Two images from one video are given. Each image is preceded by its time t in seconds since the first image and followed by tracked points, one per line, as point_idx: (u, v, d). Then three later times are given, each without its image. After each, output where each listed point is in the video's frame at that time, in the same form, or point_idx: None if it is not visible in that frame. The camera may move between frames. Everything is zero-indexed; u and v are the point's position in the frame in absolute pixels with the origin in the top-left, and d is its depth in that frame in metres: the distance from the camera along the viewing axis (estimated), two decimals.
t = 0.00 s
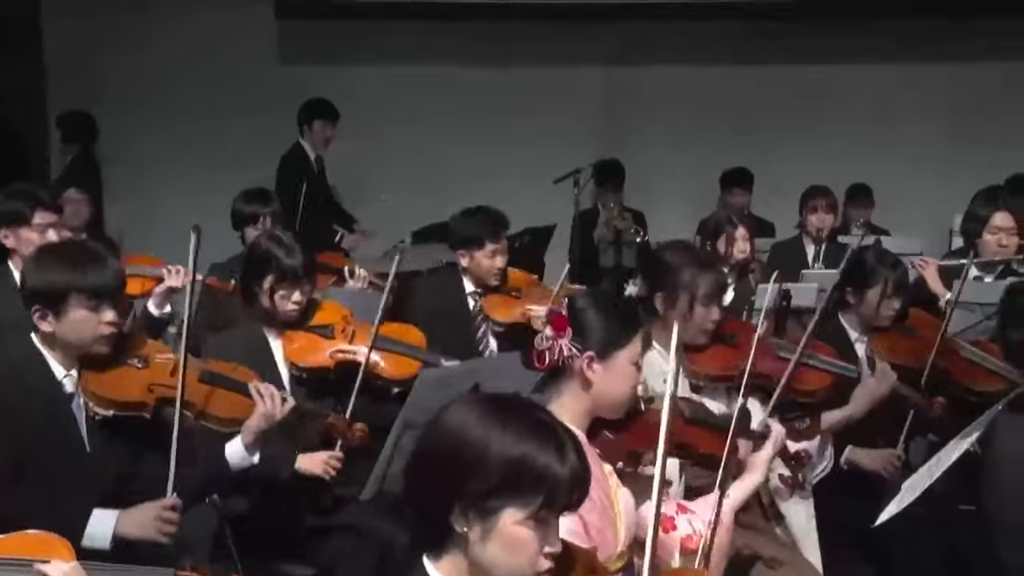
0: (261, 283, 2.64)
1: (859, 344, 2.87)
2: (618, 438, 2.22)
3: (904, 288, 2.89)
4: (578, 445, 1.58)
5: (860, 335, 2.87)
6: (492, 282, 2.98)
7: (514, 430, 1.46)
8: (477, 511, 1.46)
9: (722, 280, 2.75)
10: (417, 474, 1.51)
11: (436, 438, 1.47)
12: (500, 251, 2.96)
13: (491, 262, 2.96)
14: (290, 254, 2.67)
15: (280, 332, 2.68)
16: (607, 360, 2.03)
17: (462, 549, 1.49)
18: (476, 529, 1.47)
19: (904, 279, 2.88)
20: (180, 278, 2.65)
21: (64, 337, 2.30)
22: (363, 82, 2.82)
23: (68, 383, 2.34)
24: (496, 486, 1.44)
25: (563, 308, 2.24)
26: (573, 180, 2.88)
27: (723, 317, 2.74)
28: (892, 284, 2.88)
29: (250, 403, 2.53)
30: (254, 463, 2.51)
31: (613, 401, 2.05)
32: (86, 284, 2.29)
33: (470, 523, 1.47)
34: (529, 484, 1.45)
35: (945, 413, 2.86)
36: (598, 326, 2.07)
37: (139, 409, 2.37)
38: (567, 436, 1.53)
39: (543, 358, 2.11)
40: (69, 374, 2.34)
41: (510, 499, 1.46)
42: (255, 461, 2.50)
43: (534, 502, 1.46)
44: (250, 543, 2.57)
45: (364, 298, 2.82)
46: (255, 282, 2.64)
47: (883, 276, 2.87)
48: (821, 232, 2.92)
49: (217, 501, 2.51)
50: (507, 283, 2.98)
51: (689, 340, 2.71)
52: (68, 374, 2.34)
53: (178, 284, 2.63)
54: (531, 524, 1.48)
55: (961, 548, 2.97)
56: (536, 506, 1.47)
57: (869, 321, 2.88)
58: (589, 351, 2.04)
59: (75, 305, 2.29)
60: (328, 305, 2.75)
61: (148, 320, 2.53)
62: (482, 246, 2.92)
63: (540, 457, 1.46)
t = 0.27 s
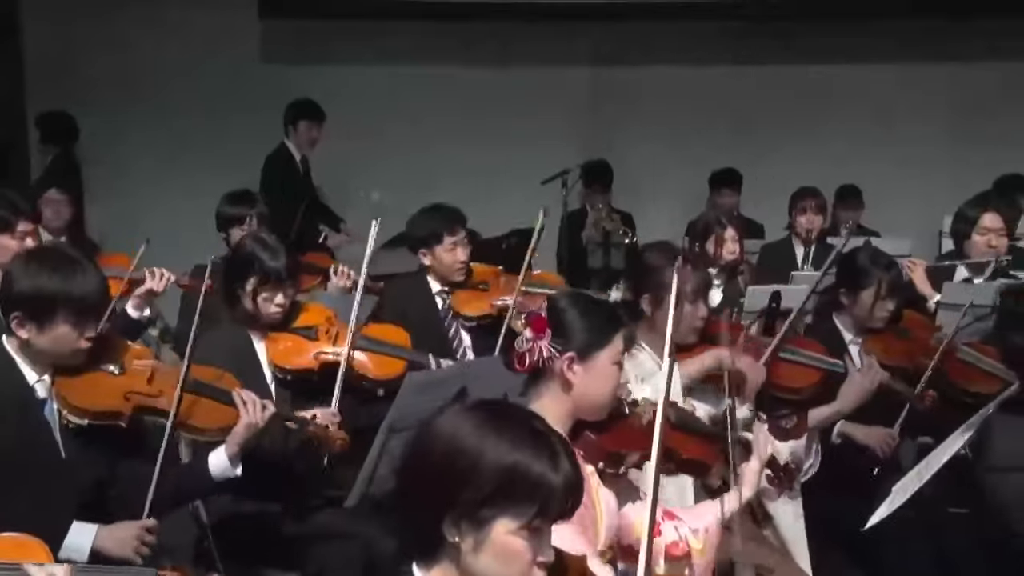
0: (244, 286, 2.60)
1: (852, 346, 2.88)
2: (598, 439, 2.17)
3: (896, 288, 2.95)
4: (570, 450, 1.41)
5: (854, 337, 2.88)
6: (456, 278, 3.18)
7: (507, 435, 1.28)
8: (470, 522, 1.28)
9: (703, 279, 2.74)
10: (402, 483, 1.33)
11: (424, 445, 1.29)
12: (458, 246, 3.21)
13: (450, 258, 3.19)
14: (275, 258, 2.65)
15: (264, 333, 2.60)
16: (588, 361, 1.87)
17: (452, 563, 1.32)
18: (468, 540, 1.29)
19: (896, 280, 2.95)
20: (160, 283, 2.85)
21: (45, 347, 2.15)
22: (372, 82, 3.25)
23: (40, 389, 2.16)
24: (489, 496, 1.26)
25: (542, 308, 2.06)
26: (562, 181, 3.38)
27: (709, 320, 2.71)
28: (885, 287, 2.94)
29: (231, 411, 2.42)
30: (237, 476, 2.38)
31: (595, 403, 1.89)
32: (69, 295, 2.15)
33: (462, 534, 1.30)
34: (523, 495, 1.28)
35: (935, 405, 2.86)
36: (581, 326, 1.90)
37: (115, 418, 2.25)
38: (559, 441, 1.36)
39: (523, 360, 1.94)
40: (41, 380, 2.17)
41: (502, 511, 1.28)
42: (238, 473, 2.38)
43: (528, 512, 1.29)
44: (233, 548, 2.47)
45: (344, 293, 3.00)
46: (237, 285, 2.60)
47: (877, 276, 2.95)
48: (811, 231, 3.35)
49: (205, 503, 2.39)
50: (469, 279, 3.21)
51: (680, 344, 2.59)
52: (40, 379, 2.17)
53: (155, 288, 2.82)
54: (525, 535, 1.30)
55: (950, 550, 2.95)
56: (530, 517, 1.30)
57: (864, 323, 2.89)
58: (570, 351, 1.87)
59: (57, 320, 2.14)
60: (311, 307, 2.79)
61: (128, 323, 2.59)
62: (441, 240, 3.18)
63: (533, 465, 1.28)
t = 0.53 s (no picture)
0: (226, 288, 2.57)
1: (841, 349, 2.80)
2: (594, 441, 1.94)
3: (883, 297, 2.87)
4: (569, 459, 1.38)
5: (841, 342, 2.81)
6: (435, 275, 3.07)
7: (503, 439, 1.26)
8: (466, 526, 1.26)
9: (694, 275, 2.60)
10: (400, 491, 1.32)
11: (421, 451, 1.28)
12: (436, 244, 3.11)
13: (429, 256, 3.08)
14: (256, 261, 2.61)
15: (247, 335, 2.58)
16: (578, 363, 1.75)
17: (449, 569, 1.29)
18: (464, 546, 1.26)
19: (885, 290, 2.84)
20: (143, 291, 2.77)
21: (11, 361, 1.86)
22: (367, 81, 3.73)
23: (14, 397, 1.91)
24: (486, 501, 1.24)
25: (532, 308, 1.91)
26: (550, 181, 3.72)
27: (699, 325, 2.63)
28: (874, 297, 2.83)
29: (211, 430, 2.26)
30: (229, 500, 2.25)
31: (588, 407, 1.78)
32: (37, 311, 1.84)
33: (458, 538, 1.26)
34: (520, 499, 1.25)
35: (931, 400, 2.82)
36: (574, 327, 1.77)
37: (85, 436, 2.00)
38: (558, 449, 1.33)
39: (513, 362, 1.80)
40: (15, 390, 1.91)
41: (498, 516, 1.25)
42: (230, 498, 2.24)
43: (526, 518, 1.25)
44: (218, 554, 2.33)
45: (320, 286, 3.07)
46: (219, 287, 2.56)
47: (867, 288, 2.81)
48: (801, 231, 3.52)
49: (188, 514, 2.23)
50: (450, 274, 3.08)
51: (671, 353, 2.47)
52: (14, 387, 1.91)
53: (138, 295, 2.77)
54: (521, 542, 1.26)
55: (937, 556, 2.87)
56: (526, 522, 1.26)
57: (851, 330, 2.83)
58: (558, 353, 1.76)
59: (25, 336, 1.84)
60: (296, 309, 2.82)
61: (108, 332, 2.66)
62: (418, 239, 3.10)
63: (530, 470, 1.25)
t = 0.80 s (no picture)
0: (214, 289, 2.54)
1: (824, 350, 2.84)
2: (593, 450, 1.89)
3: (870, 299, 2.86)
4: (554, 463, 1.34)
5: (825, 343, 2.84)
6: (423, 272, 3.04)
7: (489, 444, 1.23)
8: (451, 532, 1.22)
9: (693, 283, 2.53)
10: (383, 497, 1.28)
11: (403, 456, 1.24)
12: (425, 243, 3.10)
13: (419, 255, 3.06)
14: (245, 262, 2.55)
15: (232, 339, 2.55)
16: (586, 372, 1.73)
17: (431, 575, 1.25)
18: (448, 552, 1.22)
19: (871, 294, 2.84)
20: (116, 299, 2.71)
21: None
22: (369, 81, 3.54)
23: None
24: (470, 506, 1.21)
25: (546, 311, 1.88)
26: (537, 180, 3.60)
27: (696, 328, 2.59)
28: (860, 299, 2.83)
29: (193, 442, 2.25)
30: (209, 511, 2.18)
31: (592, 418, 1.76)
32: (13, 319, 1.80)
33: (442, 544, 1.23)
34: (505, 504, 1.22)
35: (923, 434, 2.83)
36: (583, 337, 1.74)
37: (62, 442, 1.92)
38: (543, 453, 1.29)
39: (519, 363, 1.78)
40: None
41: (483, 521, 1.21)
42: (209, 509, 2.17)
43: (511, 523, 1.22)
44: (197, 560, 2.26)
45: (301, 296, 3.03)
46: (206, 288, 2.53)
47: (850, 291, 2.81)
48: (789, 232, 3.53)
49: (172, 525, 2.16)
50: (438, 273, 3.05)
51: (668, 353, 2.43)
52: None
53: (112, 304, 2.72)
54: (506, 548, 1.23)
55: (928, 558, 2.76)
56: (511, 528, 1.23)
57: (836, 332, 2.85)
58: (567, 360, 1.73)
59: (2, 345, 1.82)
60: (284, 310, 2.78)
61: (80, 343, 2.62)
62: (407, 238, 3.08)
63: (516, 475, 1.22)
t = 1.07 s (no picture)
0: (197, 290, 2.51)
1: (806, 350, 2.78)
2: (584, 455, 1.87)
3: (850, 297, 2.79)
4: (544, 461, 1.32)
5: (806, 342, 2.80)
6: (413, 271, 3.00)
7: (479, 445, 1.21)
8: (442, 534, 1.20)
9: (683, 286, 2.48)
10: (371, 500, 1.26)
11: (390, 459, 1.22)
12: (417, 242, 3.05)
13: (411, 255, 3.02)
14: (231, 261, 2.50)
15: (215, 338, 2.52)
16: (585, 377, 1.71)
17: None
18: (439, 555, 1.21)
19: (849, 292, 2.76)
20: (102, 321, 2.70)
21: None
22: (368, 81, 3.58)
23: None
24: (461, 508, 1.19)
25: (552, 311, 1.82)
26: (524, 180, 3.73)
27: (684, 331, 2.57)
28: (838, 298, 2.75)
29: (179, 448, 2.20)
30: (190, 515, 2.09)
31: (591, 422, 1.74)
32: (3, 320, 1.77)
33: (432, 546, 1.21)
34: (496, 506, 1.20)
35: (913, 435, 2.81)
36: (582, 339, 1.72)
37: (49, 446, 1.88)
38: (533, 452, 1.27)
39: (521, 363, 1.74)
40: None
41: (474, 523, 1.20)
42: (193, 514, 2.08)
43: (502, 525, 1.21)
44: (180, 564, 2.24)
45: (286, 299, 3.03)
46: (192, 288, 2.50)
47: (829, 289, 2.73)
48: (778, 232, 3.52)
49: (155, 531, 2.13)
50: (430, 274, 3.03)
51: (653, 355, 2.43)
52: None
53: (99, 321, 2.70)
54: (498, 549, 1.22)
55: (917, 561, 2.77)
56: (502, 529, 1.21)
57: (816, 331, 2.79)
58: (567, 364, 1.71)
59: None
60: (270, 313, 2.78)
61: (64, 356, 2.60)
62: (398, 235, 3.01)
63: (506, 476, 1.20)
